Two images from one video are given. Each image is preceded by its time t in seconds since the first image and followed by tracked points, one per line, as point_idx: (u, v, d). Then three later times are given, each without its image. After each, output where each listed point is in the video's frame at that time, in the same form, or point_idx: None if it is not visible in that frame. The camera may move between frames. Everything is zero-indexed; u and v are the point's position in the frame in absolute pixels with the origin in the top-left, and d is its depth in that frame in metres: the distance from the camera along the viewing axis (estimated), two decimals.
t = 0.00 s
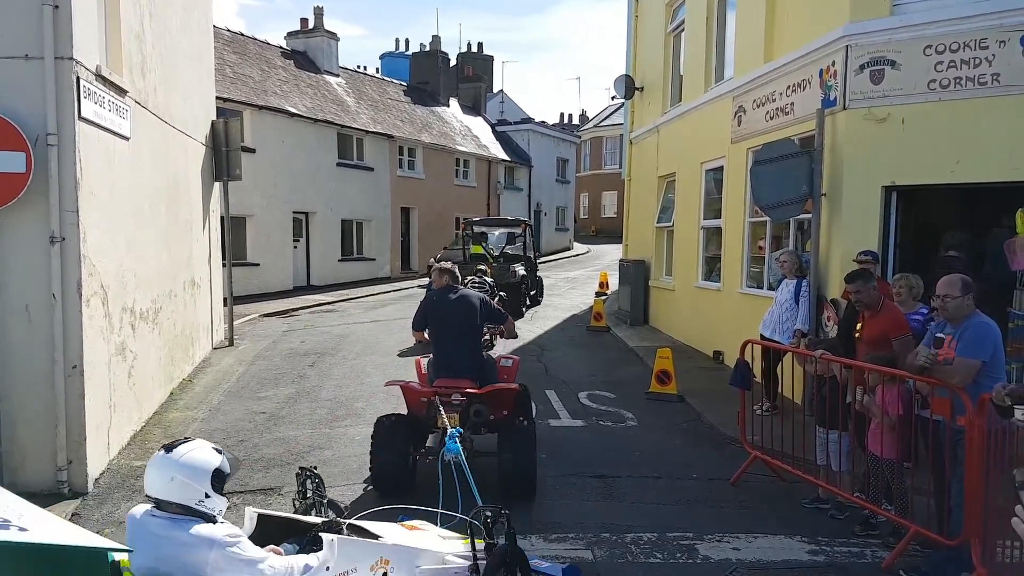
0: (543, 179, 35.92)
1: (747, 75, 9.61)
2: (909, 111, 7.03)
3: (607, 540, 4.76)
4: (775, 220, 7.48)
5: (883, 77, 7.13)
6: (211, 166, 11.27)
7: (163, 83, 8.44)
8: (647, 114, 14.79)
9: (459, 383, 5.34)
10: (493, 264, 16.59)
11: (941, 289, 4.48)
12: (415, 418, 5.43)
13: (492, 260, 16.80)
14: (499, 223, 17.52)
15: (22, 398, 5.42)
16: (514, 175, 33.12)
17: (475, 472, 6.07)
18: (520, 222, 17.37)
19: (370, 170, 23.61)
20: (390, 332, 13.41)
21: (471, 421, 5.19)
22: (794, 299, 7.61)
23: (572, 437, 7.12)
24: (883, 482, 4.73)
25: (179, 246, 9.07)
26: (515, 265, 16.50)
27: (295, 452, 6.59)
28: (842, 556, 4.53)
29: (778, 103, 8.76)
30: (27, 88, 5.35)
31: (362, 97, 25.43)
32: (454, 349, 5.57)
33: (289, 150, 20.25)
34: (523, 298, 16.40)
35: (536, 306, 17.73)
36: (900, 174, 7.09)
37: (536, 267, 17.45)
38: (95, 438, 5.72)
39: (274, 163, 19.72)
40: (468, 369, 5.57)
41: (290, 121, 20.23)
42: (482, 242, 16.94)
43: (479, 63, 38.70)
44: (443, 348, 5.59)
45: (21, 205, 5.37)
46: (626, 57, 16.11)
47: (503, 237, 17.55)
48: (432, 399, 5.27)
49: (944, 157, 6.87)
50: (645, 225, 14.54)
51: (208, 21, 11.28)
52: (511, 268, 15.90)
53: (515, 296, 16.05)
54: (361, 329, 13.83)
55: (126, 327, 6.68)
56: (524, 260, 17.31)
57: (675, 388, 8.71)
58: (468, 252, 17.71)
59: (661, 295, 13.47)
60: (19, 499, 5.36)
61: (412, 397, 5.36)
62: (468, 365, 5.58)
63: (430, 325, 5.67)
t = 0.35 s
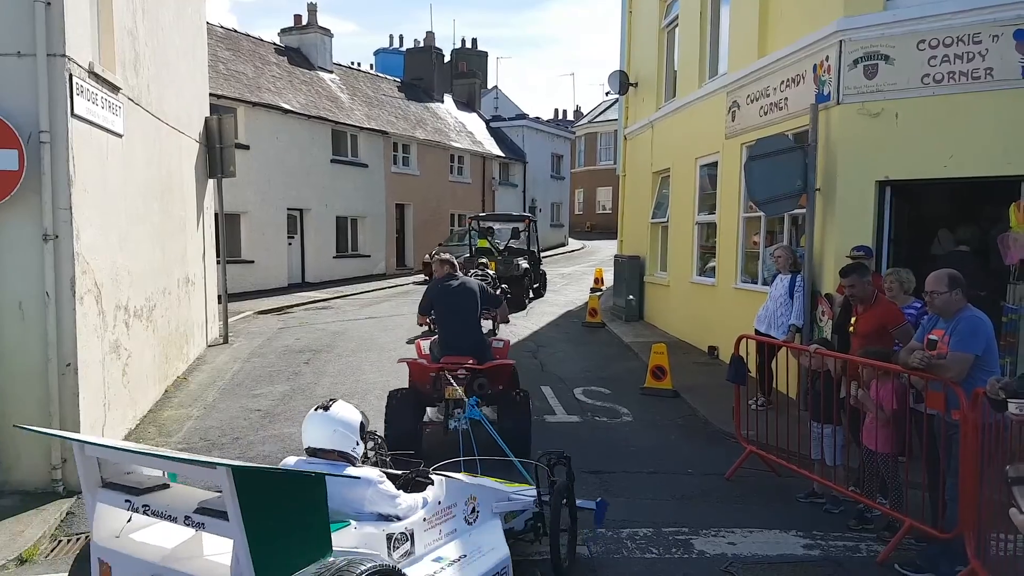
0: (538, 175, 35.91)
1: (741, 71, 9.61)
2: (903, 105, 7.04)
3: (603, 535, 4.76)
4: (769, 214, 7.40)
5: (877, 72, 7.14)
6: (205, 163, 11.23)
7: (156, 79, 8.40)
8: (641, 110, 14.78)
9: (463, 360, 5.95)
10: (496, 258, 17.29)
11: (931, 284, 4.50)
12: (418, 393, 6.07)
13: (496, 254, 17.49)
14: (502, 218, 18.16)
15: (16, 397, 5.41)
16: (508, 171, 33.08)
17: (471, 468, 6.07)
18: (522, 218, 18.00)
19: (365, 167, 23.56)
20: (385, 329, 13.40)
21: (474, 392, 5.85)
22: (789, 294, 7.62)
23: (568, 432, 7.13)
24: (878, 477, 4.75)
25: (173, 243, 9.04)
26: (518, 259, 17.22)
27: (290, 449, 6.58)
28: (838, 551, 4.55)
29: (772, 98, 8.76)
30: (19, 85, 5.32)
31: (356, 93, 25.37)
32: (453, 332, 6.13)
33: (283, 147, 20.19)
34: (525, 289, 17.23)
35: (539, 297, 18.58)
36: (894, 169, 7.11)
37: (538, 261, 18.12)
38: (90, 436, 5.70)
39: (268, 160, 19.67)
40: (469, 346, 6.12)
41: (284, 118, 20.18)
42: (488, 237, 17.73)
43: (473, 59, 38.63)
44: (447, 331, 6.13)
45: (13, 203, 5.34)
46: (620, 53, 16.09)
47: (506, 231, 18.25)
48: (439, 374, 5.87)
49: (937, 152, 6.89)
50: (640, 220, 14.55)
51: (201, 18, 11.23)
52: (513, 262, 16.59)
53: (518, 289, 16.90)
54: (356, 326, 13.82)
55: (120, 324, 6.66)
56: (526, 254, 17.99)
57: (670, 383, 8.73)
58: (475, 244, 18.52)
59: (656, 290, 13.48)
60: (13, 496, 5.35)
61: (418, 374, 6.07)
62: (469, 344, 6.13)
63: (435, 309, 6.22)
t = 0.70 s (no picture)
0: (534, 172, 35.88)
1: (737, 68, 9.61)
2: (898, 102, 7.05)
3: (600, 532, 4.77)
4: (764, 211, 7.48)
5: (872, 68, 7.15)
6: (200, 161, 11.20)
7: (151, 77, 8.38)
8: (638, 107, 14.77)
9: (463, 342, 6.54)
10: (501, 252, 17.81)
11: (926, 280, 4.51)
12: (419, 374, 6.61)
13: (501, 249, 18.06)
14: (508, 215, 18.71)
15: (12, 396, 5.41)
16: (505, 168, 33.04)
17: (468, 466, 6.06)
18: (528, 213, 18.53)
19: (361, 164, 23.52)
20: (382, 326, 13.38)
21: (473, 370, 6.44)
22: (785, 291, 7.64)
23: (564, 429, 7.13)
24: (874, 473, 4.77)
25: (169, 241, 9.02)
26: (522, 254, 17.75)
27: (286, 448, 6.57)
28: (834, 547, 4.56)
29: (768, 95, 8.76)
30: (14, 83, 5.30)
31: (352, 91, 25.32)
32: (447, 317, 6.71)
33: (279, 144, 20.14)
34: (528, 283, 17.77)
35: (542, 292, 19.16)
36: (889, 166, 7.12)
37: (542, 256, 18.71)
38: (85, 435, 5.69)
39: (264, 157, 19.61)
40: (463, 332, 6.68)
41: (280, 115, 20.13)
42: (495, 232, 18.25)
43: (470, 56, 38.57)
44: (446, 316, 6.70)
45: (8, 201, 5.33)
46: (616, 50, 16.08)
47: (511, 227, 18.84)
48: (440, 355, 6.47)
49: (933, 148, 6.89)
50: (636, 217, 14.54)
51: (196, 15, 11.19)
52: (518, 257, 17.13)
53: (522, 284, 17.43)
54: (353, 323, 13.80)
55: (115, 323, 6.64)
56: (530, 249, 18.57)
57: (667, 379, 8.73)
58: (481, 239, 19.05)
59: (653, 287, 13.49)
60: (9, 495, 5.34)
61: (419, 355, 6.61)
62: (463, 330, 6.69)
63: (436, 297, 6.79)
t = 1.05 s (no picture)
0: (529, 170, 35.88)
1: (731, 65, 9.63)
2: (891, 99, 7.06)
3: (595, 529, 4.77)
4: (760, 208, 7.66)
5: (866, 66, 7.17)
6: (195, 159, 11.17)
7: (145, 75, 8.36)
8: (632, 104, 14.78)
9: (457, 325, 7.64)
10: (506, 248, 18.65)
11: (919, 276, 4.54)
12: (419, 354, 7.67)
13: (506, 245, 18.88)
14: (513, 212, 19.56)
15: (6, 395, 5.40)
16: (501, 166, 33.01)
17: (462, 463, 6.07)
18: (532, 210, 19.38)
19: (356, 162, 23.49)
20: (378, 324, 13.38)
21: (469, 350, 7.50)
22: (779, 288, 7.60)
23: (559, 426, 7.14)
24: (869, 469, 4.76)
25: (163, 240, 8.99)
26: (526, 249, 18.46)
27: (282, 446, 6.57)
28: (829, 543, 4.57)
29: (762, 93, 8.78)
30: (6, 81, 5.28)
31: (347, 89, 25.27)
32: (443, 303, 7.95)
33: (273, 142, 20.09)
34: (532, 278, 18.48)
35: (545, 286, 19.94)
36: (883, 163, 7.13)
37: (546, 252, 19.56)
38: (79, 434, 5.68)
39: (258, 155, 19.57)
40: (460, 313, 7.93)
41: (274, 113, 20.08)
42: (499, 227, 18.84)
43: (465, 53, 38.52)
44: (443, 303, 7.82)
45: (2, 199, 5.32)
46: (611, 48, 16.08)
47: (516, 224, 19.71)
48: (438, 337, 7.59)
49: (926, 145, 6.90)
50: (631, 215, 14.56)
51: (190, 13, 11.15)
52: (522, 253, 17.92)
53: (525, 278, 18.02)
54: (348, 322, 13.79)
55: (109, 321, 6.62)
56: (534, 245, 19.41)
57: (662, 376, 8.75)
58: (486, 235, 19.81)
59: (648, 284, 13.50)
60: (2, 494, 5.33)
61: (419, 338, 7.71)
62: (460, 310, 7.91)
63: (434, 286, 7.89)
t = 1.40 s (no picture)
0: (526, 168, 35.89)
1: (729, 63, 9.63)
2: (889, 99, 7.08)
3: (589, 527, 4.78)
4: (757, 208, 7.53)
5: (863, 65, 7.17)
6: (191, 154, 11.14)
7: (141, 69, 8.33)
8: (630, 102, 14.77)
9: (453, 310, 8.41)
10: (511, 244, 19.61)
11: (914, 277, 4.56)
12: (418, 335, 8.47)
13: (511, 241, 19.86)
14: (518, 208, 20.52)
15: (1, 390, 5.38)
16: (498, 163, 33.00)
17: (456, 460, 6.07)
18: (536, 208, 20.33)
19: (353, 158, 23.46)
20: (373, 321, 13.38)
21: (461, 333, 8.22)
22: (775, 287, 7.64)
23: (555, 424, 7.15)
24: (863, 468, 4.77)
25: (159, 235, 8.96)
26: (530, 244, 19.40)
27: (277, 441, 6.57)
28: (823, 542, 4.59)
29: (760, 91, 8.79)
30: (2, 74, 5.26)
31: (344, 85, 25.22)
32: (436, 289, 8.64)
33: (270, 138, 20.05)
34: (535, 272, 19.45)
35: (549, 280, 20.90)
36: (880, 162, 7.14)
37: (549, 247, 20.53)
38: (74, 429, 5.67)
39: (255, 151, 19.52)
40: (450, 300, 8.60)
41: (271, 109, 20.04)
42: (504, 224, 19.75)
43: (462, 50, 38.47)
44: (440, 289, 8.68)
45: None
46: (608, 46, 16.08)
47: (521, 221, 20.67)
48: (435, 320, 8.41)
49: (923, 145, 6.92)
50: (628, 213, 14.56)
51: (187, 8, 11.11)
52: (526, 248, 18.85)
53: (529, 272, 19.00)
54: (344, 318, 13.78)
55: (105, 316, 6.60)
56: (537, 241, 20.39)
57: (658, 375, 8.76)
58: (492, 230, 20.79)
59: (644, 282, 13.51)
60: None
61: (419, 321, 8.51)
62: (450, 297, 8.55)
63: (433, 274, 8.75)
